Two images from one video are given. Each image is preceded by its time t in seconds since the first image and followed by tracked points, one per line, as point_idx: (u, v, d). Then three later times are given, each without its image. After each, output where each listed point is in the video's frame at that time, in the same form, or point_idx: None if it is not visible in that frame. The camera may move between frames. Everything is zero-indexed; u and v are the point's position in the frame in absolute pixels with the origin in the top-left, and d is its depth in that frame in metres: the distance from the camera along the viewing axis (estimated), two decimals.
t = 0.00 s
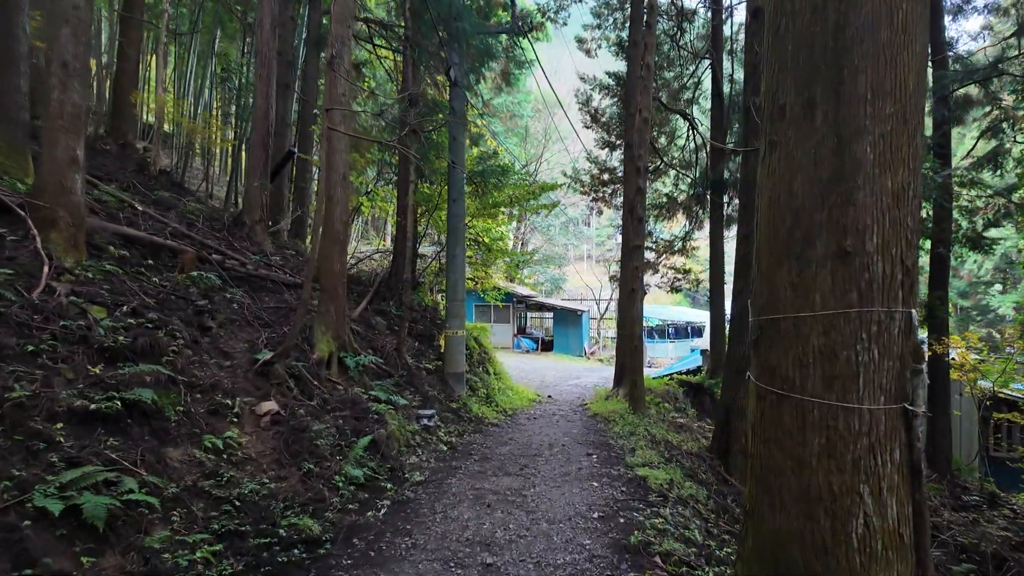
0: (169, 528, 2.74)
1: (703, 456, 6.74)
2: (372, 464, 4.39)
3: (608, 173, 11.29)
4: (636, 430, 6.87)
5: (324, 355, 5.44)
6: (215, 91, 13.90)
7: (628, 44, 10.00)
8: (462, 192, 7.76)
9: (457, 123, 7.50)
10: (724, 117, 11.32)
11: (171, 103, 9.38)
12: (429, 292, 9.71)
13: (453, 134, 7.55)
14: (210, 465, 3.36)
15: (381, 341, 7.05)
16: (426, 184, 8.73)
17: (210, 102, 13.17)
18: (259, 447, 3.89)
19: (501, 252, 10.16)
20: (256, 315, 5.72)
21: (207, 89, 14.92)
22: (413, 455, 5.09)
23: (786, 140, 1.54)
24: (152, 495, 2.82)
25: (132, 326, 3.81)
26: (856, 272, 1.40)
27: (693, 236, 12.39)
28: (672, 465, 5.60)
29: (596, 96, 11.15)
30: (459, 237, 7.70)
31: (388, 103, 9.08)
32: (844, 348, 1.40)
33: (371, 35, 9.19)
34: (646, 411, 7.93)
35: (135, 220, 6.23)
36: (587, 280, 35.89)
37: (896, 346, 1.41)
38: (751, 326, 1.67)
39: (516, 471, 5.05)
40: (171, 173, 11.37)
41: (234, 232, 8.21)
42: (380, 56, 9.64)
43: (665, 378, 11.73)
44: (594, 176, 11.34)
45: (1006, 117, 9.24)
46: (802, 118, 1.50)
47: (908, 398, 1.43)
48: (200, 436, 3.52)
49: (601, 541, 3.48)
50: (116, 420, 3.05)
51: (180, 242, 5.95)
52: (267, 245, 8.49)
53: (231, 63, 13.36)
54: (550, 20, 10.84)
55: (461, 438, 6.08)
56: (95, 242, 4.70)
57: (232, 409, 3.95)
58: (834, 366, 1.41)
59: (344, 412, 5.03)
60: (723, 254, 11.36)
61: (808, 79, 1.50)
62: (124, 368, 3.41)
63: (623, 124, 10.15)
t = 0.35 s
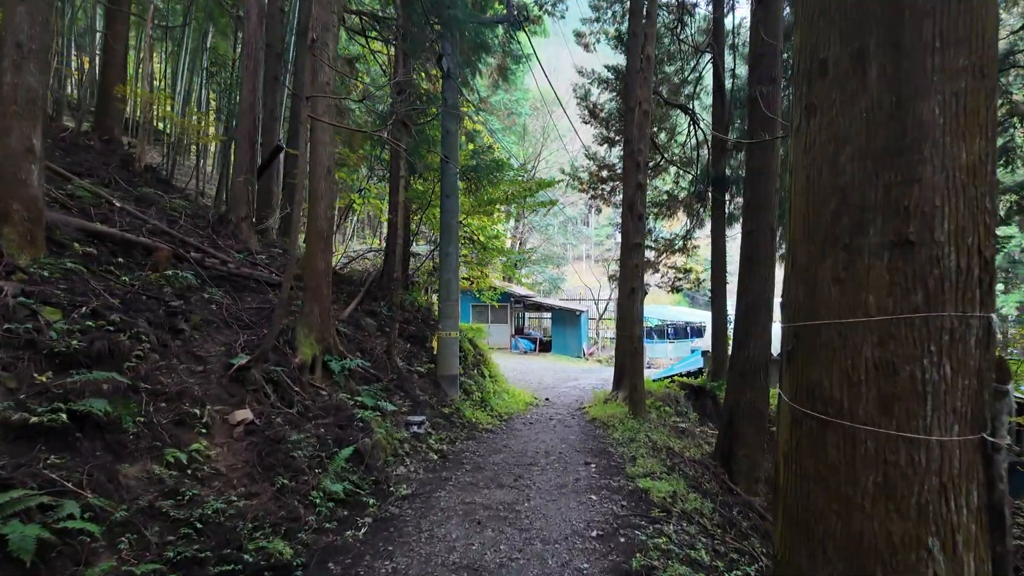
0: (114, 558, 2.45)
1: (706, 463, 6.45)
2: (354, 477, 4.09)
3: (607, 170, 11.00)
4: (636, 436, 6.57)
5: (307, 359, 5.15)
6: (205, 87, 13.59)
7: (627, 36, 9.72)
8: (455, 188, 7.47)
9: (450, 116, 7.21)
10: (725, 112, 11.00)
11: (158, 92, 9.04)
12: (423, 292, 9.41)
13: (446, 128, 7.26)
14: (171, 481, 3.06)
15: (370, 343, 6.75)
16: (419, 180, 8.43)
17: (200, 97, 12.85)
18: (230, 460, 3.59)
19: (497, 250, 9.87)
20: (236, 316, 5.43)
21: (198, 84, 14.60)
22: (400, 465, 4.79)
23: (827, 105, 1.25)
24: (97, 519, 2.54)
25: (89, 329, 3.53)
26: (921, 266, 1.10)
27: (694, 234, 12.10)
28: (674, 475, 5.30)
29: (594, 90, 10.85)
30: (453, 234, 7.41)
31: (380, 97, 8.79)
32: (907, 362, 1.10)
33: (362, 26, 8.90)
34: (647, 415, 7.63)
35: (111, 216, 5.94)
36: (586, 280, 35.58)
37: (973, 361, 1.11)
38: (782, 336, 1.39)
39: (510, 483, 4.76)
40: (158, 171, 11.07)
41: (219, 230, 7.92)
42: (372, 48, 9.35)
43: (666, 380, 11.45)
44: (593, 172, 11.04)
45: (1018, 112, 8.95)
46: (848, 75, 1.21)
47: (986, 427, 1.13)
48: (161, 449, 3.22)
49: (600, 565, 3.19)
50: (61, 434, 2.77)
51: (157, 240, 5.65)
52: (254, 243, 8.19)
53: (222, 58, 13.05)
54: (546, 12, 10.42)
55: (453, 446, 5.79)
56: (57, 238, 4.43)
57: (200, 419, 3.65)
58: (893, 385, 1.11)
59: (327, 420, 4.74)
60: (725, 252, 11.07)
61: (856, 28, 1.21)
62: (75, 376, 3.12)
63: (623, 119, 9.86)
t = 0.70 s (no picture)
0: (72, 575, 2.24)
1: (711, 468, 6.23)
2: (343, 484, 3.87)
3: (609, 167, 10.79)
4: (640, 439, 6.36)
5: (297, 360, 4.94)
6: (200, 83, 13.37)
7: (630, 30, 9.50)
8: (453, 184, 7.26)
9: (447, 108, 6.99)
10: (731, 105, 10.92)
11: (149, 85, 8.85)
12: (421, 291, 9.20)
13: (443, 121, 7.05)
14: (142, 490, 2.85)
15: (365, 343, 6.53)
16: (416, 176, 8.22)
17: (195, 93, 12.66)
18: (210, 466, 3.38)
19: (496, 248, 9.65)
20: (223, 314, 5.21)
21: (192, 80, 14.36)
22: (393, 471, 4.56)
23: (890, 51, 1.04)
24: (51, 535, 2.33)
25: (58, 327, 3.34)
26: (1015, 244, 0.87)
27: (697, 233, 11.88)
28: (680, 480, 5.09)
29: (596, 85, 10.63)
30: (451, 231, 7.20)
31: (376, 91, 8.57)
32: (998, 362, 0.88)
33: (358, 19, 8.68)
34: (650, 417, 7.41)
35: (94, 211, 5.73)
36: (587, 280, 35.40)
37: None
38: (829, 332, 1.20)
39: (508, 489, 4.53)
40: (150, 168, 10.86)
41: (210, 227, 7.71)
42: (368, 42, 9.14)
43: (669, 381, 11.23)
44: (594, 169, 10.84)
45: None
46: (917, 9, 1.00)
47: None
48: (134, 455, 3.01)
49: None
50: (19, 439, 2.58)
51: (141, 235, 5.45)
52: (246, 240, 7.98)
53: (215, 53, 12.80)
54: (547, 7, 10.07)
55: (449, 450, 5.56)
56: (31, 232, 4.24)
57: (179, 422, 3.44)
58: (979, 391, 0.89)
59: (317, 424, 4.52)
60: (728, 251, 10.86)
61: None
62: (40, 377, 2.93)
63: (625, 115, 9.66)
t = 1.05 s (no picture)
0: None
1: (718, 476, 5.99)
2: (330, 498, 3.62)
3: (611, 165, 10.54)
4: (644, 446, 6.11)
5: (284, 364, 4.70)
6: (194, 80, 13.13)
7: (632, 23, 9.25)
8: (451, 181, 7.01)
9: (444, 102, 6.75)
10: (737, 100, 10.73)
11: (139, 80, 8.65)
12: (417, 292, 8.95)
13: (439, 116, 6.81)
14: (105, 509, 2.61)
15: (358, 345, 6.29)
16: (412, 173, 7.97)
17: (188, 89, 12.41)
18: (184, 481, 3.14)
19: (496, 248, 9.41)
20: (207, 316, 4.97)
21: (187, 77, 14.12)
22: (384, 483, 4.31)
23: (966, 87, 1.17)
24: None
25: (20, 331, 3.11)
26: None
27: (701, 232, 11.63)
28: (687, 490, 4.85)
29: (597, 81, 10.37)
30: (448, 229, 6.95)
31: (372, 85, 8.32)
32: None
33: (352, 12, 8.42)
34: (654, 423, 7.16)
35: (75, 208, 5.50)
36: (587, 280, 35.12)
37: None
38: (914, 334, 1.27)
39: (506, 501, 4.28)
40: (141, 165, 10.63)
41: (199, 225, 7.48)
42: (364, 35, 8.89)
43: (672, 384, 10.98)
44: (595, 167, 10.59)
45: None
46: (992, 15, 1.13)
47: None
48: (98, 471, 2.77)
49: None
50: None
51: (122, 232, 5.20)
52: (237, 239, 7.74)
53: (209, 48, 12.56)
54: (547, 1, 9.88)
55: (445, 458, 5.31)
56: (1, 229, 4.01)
57: (151, 433, 3.21)
58: None
59: (304, 432, 4.27)
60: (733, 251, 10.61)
61: None
62: None
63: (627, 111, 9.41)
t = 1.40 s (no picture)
0: None
1: (723, 479, 5.77)
2: (315, 507, 3.40)
3: (611, 161, 10.32)
4: (647, 449, 5.90)
5: (270, 365, 4.48)
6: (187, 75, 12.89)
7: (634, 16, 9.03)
8: (447, 176, 6.79)
9: (440, 94, 6.53)
10: (741, 94, 10.46)
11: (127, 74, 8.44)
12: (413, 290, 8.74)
13: (435, 109, 6.60)
14: (62, 524, 2.40)
15: (350, 345, 6.07)
16: (408, 168, 7.75)
17: (179, 83, 12.16)
18: (155, 490, 2.92)
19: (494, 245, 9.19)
20: (191, 314, 4.75)
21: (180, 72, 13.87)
22: (375, 490, 4.09)
23: None
24: None
25: None
26: None
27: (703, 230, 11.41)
28: (692, 496, 4.64)
29: (598, 74, 10.14)
30: (444, 226, 6.73)
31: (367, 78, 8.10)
32: None
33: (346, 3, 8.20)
34: (657, 425, 6.94)
35: (55, 202, 5.29)
36: (587, 279, 34.90)
37: None
38: None
39: (502, 509, 4.06)
40: (132, 161, 10.40)
41: (188, 222, 7.26)
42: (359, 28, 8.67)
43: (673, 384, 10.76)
44: (596, 163, 10.36)
45: None
46: None
47: None
48: (58, 481, 2.56)
49: None
50: None
51: (101, 227, 4.99)
52: (227, 236, 7.53)
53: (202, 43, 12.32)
54: None
55: (440, 462, 5.09)
56: None
57: (120, 438, 2.99)
58: None
59: (289, 437, 4.05)
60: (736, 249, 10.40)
61: None
62: None
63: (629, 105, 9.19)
